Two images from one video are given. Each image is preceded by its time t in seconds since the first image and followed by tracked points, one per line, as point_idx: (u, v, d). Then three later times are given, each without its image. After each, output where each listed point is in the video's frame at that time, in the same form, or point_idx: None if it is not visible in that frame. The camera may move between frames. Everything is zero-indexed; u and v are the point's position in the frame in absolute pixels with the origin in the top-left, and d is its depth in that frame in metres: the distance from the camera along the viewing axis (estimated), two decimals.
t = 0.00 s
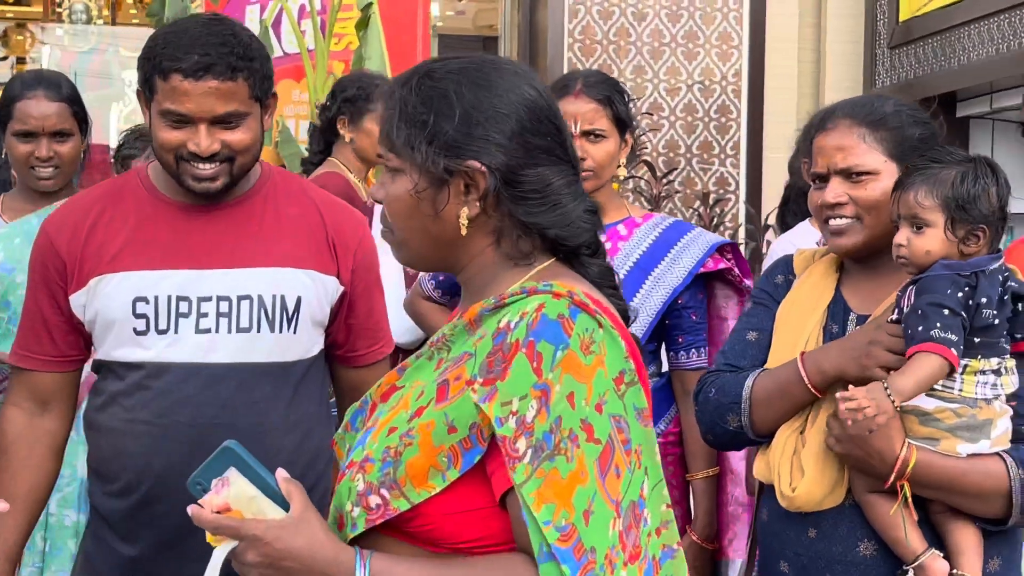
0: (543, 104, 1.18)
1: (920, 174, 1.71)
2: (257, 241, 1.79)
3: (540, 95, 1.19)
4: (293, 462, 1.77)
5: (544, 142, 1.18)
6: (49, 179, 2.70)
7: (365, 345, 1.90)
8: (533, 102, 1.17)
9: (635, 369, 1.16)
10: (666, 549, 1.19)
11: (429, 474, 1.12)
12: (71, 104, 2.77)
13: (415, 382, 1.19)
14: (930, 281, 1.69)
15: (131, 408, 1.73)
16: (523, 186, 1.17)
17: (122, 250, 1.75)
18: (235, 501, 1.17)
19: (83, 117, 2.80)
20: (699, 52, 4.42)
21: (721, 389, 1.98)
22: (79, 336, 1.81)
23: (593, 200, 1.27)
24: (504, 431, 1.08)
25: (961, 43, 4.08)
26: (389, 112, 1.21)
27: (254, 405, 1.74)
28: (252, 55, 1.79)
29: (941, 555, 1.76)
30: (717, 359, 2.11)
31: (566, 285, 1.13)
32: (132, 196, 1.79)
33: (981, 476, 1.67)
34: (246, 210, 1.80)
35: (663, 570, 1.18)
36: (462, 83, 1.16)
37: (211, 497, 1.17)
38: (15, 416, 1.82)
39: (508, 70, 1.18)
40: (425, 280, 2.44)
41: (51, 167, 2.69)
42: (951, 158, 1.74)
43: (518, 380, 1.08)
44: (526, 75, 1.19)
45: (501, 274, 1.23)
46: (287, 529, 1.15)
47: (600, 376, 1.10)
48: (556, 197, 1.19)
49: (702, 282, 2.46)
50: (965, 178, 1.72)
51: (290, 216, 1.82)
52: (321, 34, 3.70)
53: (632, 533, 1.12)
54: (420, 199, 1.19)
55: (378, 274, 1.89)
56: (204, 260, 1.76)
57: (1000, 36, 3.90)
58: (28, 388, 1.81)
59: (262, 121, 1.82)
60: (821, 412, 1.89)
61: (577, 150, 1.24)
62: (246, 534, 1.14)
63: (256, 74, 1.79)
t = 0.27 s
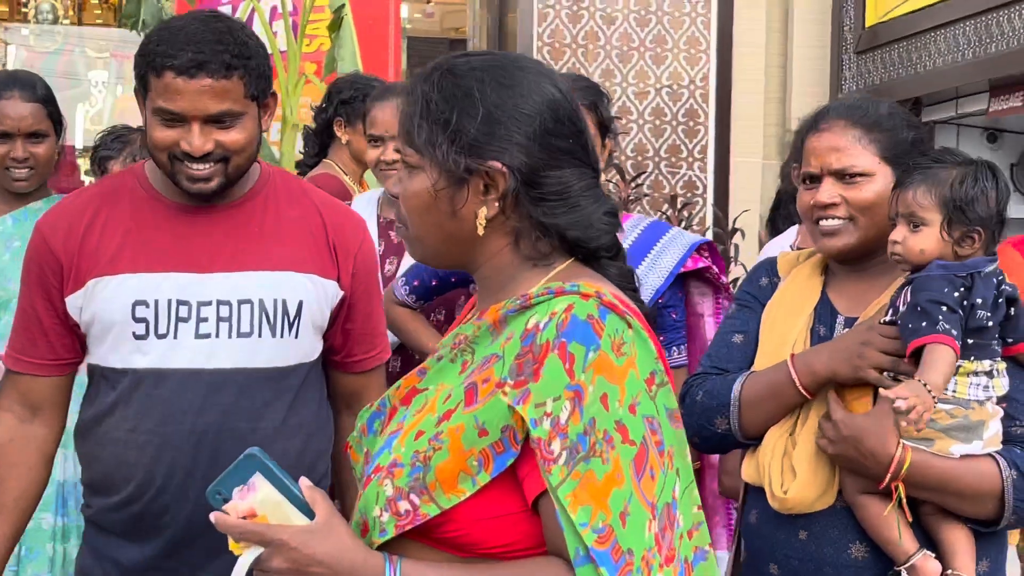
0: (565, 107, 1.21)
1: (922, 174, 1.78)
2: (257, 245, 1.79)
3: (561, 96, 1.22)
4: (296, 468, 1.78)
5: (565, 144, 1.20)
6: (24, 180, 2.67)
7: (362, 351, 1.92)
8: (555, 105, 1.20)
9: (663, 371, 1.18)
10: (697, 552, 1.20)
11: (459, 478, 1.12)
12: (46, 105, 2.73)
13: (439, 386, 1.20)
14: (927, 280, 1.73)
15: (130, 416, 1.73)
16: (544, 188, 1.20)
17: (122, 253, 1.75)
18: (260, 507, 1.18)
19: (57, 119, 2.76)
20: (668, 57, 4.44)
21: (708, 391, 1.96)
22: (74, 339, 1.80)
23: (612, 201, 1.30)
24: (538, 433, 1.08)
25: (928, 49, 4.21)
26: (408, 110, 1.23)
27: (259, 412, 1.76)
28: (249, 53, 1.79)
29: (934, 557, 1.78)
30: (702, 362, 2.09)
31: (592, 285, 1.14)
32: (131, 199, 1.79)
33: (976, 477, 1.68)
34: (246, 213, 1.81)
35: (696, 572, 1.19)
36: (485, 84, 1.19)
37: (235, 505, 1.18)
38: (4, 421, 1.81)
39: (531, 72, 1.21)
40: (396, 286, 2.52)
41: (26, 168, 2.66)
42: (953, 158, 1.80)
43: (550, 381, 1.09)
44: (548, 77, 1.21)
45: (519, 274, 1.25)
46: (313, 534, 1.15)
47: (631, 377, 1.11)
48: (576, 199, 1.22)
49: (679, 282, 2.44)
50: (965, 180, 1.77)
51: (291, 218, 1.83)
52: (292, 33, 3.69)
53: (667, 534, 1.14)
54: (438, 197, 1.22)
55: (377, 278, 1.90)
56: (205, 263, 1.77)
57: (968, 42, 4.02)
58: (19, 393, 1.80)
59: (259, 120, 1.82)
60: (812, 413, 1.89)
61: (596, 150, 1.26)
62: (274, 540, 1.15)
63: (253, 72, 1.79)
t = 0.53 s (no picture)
0: (588, 115, 1.20)
1: (926, 177, 1.98)
2: (258, 249, 1.78)
3: (586, 103, 1.21)
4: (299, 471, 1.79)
5: (589, 154, 1.21)
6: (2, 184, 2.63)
7: (361, 354, 1.92)
8: (579, 114, 1.19)
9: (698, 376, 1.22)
10: (736, 554, 1.24)
11: (499, 487, 1.15)
12: (23, 107, 2.70)
13: (468, 394, 1.22)
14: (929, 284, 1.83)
15: (126, 422, 1.72)
16: (570, 199, 1.21)
17: (118, 253, 1.74)
18: (299, 491, 1.16)
19: (34, 122, 2.73)
20: (636, 61, 4.45)
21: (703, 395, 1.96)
22: (70, 340, 1.80)
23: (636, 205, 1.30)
24: (581, 439, 1.11)
25: (894, 55, 4.25)
26: (434, 118, 1.24)
27: (257, 416, 1.76)
28: (248, 55, 1.77)
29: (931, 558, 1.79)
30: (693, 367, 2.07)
31: (625, 291, 1.17)
32: (126, 199, 1.78)
33: (975, 479, 1.74)
34: (243, 214, 1.80)
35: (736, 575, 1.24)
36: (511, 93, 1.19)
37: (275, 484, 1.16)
38: None
39: (554, 80, 1.20)
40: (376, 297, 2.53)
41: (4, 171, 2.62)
42: (957, 163, 2.01)
43: (591, 388, 1.12)
44: (571, 85, 1.21)
45: (547, 281, 1.26)
46: (349, 525, 1.14)
47: (670, 383, 1.15)
48: (601, 208, 1.22)
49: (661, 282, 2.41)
50: (969, 186, 1.98)
51: (293, 219, 1.82)
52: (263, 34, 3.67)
53: (706, 538, 1.18)
54: (463, 208, 1.22)
55: (379, 281, 1.90)
56: (203, 266, 1.76)
57: (934, 48, 4.06)
58: (14, 394, 1.80)
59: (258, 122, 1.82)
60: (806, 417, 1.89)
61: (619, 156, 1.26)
62: (312, 526, 1.12)
63: (252, 73, 1.78)
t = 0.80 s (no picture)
0: (618, 117, 1.21)
1: (937, 185, 2.11)
2: (264, 252, 1.77)
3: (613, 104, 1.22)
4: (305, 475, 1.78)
5: (622, 156, 1.22)
6: None
7: (365, 355, 1.92)
8: (609, 117, 1.20)
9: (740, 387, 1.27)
10: (777, 562, 1.28)
11: (544, 495, 1.19)
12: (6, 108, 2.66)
13: (510, 403, 1.27)
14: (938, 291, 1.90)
15: (130, 429, 1.70)
16: (607, 203, 1.22)
17: (119, 256, 1.72)
18: (359, 460, 1.11)
19: (17, 123, 2.69)
20: (606, 66, 4.46)
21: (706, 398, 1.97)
22: (71, 342, 1.77)
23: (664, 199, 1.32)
24: (629, 448, 1.14)
25: (862, 61, 4.30)
26: (463, 126, 1.24)
27: (267, 421, 1.75)
28: (246, 52, 1.76)
29: (934, 559, 1.82)
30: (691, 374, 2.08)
31: (668, 300, 1.22)
32: (129, 199, 1.77)
33: (978, 479, 1.80)
34: (246, 216, 1.79)
35: None
36: (540, 101, 1.19)
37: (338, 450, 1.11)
38: None
39: (581, 83, 1.21)
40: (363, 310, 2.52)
41: None
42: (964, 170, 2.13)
43: (638, 396, 1.15)
44: (598, 88, 1.22)
45: (586, 287, 1.28)
46: (393, 515, 1.11)
47: (713, 393, 1.20)
48: (637, 209, 1.24)
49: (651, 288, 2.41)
50: (980, 193, 2.11)
51: (297, 221, 1.81)
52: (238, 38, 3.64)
53: (748, 549, 1.23)
54: (501, 220, 1.23)
55: (384, 280, 1.90)
56: (207, 268, 1.75)
57: (902, 55, 4.10)
58: (12, 398, 1.76)
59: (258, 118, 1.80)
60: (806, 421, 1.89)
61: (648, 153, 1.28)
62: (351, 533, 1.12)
63: (252, 70, 1.76)
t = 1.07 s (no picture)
0: (657, 115, 1.22)
1: (948, 193, 2.14)
2: (267, 250, 1.74)
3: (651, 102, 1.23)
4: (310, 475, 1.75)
5: (661, 153, 1.22)
6: None
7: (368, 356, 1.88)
8: (649, 115, 1.21)
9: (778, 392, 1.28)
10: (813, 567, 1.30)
11: (583, 498, 1.20)
12: None
13: (551, 405, 1.28)
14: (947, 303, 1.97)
15: (131, 430, 1.66)
16: (648, 200, 1.23)
17: (120, 256, 1.68)
18: (441, 424, 1.07)
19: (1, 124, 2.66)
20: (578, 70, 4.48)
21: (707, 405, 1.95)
22: (71, 342, 1.72)
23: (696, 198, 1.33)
24: (677, 450, 1.14)
25: (834, 66, 4.34)
26: (501, 125, 1.24)
27: (271, 422, 1.72)
28: (246, 46, 1.72)
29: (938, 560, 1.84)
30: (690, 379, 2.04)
31: (707, 302, 1.23)
32: (128, 198, 1.72)
33: (982, 483, 1.84)
34: (249, 215, 1.75)
35: None
36: (582, 98, 1.19)
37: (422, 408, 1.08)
38: None
39: (620, 81, 1.21)
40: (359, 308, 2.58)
41: None
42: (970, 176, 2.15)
43: (680, 398, 1.15)
44: (637, 86, 1.22)
45: (622, 286, 1.29)
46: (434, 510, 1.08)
47: (754, 397, 1.21)
48: (675, 206, 1.25)
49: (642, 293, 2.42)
50: (990, 201, 2.13)
51: (299, 220, 1.77)
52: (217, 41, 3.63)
53: (786, 553, 1.24)
54: (541, 217, 1.22)
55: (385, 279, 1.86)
56: (212, 268, 1.71)
57: (873, 61, 4.14)
58: (12, 400, 1.72)
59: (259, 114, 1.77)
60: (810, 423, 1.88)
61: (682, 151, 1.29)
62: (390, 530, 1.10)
63: (251, 64, 1.73)
